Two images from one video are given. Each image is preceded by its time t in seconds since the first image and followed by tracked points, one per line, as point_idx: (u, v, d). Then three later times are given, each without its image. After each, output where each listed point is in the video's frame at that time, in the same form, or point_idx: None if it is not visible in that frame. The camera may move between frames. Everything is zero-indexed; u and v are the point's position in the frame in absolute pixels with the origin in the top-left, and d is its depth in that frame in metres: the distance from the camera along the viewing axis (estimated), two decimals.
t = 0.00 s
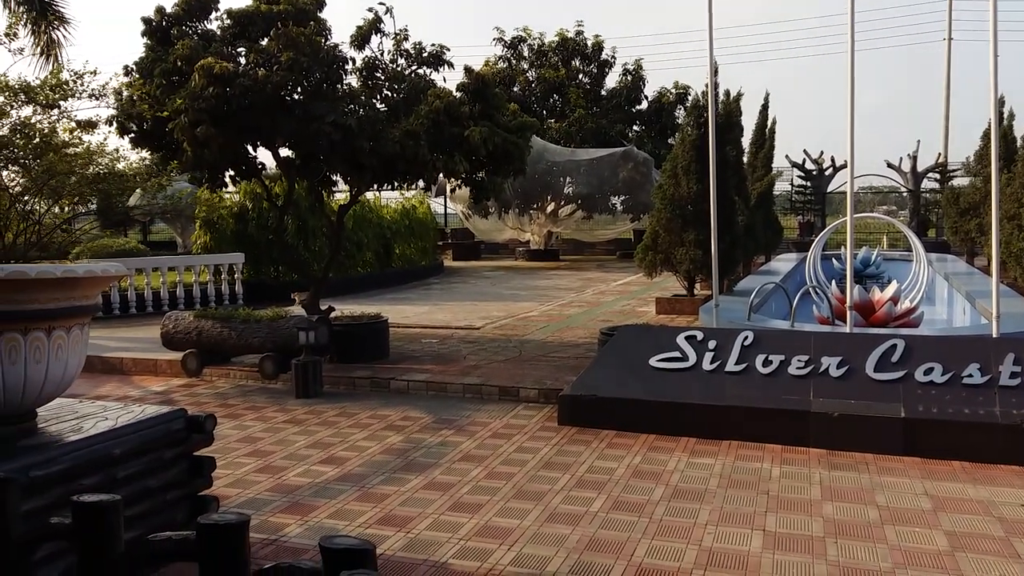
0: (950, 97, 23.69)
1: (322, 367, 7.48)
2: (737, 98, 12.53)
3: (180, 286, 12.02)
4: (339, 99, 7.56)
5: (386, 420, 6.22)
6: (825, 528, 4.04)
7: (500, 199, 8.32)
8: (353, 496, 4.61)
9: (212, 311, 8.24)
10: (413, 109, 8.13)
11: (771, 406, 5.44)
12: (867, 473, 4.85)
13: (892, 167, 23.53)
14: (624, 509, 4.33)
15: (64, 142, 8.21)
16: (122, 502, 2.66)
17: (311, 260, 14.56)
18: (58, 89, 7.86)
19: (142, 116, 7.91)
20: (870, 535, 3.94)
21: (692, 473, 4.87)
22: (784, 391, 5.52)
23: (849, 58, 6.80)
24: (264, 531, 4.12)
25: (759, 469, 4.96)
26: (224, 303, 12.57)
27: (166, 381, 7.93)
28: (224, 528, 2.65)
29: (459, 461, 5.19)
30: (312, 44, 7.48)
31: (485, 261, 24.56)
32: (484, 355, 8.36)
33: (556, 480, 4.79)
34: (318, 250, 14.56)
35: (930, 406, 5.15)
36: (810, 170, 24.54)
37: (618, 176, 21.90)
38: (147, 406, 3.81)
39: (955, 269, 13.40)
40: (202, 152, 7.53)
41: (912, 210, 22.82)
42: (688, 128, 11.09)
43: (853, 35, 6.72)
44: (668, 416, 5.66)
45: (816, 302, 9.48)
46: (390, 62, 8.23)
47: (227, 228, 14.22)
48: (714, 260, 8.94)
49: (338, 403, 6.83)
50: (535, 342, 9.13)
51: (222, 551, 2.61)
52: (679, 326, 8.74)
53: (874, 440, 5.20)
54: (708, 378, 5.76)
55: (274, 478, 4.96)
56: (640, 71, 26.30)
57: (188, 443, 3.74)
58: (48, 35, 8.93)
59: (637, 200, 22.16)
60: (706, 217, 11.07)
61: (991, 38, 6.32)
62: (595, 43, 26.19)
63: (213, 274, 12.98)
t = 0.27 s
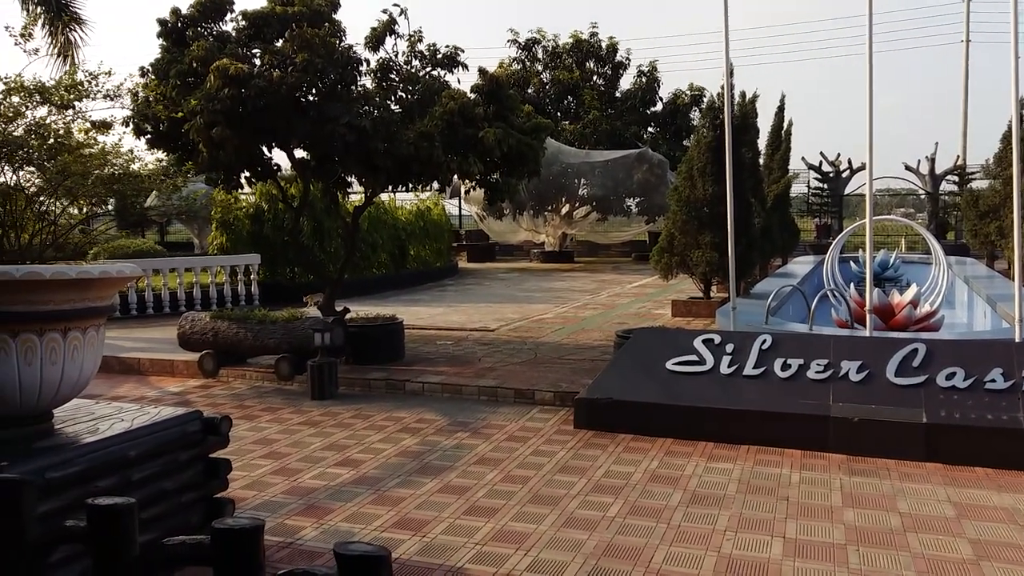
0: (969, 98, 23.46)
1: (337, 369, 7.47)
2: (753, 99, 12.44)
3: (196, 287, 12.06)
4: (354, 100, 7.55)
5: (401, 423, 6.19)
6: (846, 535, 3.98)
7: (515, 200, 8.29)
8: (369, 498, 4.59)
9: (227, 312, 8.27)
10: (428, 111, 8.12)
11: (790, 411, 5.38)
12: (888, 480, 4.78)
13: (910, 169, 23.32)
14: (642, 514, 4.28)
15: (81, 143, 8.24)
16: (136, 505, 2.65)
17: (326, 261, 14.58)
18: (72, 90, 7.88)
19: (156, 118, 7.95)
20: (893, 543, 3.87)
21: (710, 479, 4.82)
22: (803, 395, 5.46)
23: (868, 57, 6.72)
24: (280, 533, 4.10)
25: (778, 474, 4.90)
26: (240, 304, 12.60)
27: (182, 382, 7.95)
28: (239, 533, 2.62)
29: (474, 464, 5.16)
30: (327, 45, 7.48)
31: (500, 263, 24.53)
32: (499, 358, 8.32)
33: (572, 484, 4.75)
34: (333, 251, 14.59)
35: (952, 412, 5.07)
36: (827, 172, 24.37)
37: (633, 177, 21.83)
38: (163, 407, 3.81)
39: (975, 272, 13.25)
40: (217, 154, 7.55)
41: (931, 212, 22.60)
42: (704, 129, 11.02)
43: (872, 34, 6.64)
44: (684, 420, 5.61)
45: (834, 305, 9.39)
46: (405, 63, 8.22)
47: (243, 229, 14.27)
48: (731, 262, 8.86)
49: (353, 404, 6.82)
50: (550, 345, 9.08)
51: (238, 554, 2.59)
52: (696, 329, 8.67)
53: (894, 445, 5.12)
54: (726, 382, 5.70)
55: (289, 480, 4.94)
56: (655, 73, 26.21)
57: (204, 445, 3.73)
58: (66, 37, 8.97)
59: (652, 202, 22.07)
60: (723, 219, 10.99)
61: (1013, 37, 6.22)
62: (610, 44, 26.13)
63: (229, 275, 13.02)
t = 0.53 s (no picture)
0: (985, 108, 23.29)
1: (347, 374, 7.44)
2: (767, 107, 12.37)
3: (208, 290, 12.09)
4: (367, 106, 7.52)
5: (410, 430, 6.16)
6: (860, 551, 3.91)
7: (527, 207, 8.25)
8: (377, 507, 4.55)
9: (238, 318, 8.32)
10: (441, 117, 8.10)
11: (804, 423, 5.31)
12: (903, 495, 4.70)
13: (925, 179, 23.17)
14: (653, 526, 4.23)
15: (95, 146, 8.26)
16: (141, 513, 2.63)
17: (338, 266, 14.59)
18: (86, 93, 7.92)
19: (170, 123, 7.91)
20: (908, 560, 3.80)
21: (722, 491, 4.75)
22: (816, 407, 5.38)
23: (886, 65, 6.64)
24: (286, 541, 4.07)
25: (791, 488, 4.82)
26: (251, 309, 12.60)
27: (192, 386, 7.94)
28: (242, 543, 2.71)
29: (483, 473, 5.11)
30: (341, 50, 7.46)
31: (511, 269, 24.50)
32: (509, 365, 8.28)
33: (582, 495, 4.69)
34: (345, 256, 14.60)
35: (969, 426, 4.98)
36: (841, 181, 24.25)
37: (646, 185, 21.77)
38: (171, 412, 3.78)
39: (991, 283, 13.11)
40: (231, 158, 7.54)
41: (946, 222, 22.43)
42: (718, 137, 10.95)
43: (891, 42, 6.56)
44: (696, 432, 5.55)
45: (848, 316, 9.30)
46: (419, 69, 8.20)
47: (256, 233, 14.30)
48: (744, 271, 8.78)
49: (362, 410, 6.79)
50: (561, 352, 9.03)
51: (245, 563, 2.69)
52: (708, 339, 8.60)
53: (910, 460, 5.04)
54: (738, 393, 5.63)
55: (297, 486, 4.91)
56: (669, 80, 26.16)
57: (211, 451, 3.71)
58: (83, 41, 9.00)
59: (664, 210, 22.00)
60: (736, 227, 10.91)
61: None
62: (624, 51, 26.11)
63: (241, 279, 13.03)
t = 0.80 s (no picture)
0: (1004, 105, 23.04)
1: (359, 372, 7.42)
2: (783, 104, 12.26)
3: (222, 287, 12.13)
4: (380, 103, 7.48)
5: (422, 429, 6.13)
6: (878, 555, 3.85)
7: (540, 204, 8.20)
8: (388, 507, 4.53)
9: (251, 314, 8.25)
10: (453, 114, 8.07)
11: (820, 424, 5.24)
12: (921, 498, 4.63)
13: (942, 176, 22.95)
14: (667, 529, 4.17)
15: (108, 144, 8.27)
16: (149, 514, 2.62)
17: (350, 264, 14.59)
18: (97, 89, 7.91)
19: (182, 120, 7.87)
20: (927, 564, 3.74)
21: (736, 493, 4.70)
22: (833, 408, 5.31)
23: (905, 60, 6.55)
24: (296, 542, 4.04)
25: (807, 490, 4.76)
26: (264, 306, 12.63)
27: (204, 383, 7.95)
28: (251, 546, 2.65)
29: (495, 473, 5.08)
30: (354, 47, 7.44)
31: (523, 266, 24.45)
32: (521, 364, 8.24)
33: (595, 496, 4.65)
34: (358, 254, 14.60)
35: (988, 428, 4.90)
36: (856, 179, 24.05)
37: (660, 182, 21.67)
38: (182, 411, 3.77)
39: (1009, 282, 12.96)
40: (245, 155, 7.53)
41: (963, 220, 22.20)
42: (733, 134, 10.86)
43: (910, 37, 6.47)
44: (710, 432, 5.49)
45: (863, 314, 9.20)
46: (432, 66, 8.17)
47: (269, 230, 14.33)
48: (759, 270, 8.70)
49: (374, 409, 6.77)
50: (573, 351, 8.98)
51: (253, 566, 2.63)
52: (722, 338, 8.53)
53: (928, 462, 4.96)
54: (753, 394, 5.57)
55: (309, 486, 4.89)
56: (683, 77, 26.01)
57: (222, 450, 3.69)
58: (98, 37, 9.02)
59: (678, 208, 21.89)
60: (750, 225, 10.82)
61: None
62: (637, 48, 25.98)
63: (254, 276, 13.06)
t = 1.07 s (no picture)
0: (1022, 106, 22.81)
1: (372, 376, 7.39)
2: (798, 105, 12.17)
3: (236, 290, 12.16)
4: (393, 105, 7.47)
5: (436, 432, 6.10)
6: (900, 562, 3.78)
7: (554, 206, 8.16)
8: (401, 511, 4.50)
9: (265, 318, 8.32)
10: (466, 116, 8.04)
11: (838, 428, 5.17)
12: (943, 504, 4.55)
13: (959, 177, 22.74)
14: (683, 535, 4.12)
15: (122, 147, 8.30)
16: (161, 520, 2.59)
17: (364, 266, 14.60)
18: (110, 93, 7.97)
19: (196, 123, 7.96)
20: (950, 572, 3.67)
21: (753, 499, 4.64)
22: (851, 413, 5.24)
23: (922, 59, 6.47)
24: (310, 546, 4.02)
25: (825, 496, 4.69)
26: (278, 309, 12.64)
27: (218, 386, 7.96)
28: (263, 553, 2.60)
29: (509, 477, 5.04)
30: (367, 50, 7.43)
31: (537, 269, 24.40)
32: (535, 367, 8.19)
33: (610, 502, 4.60)
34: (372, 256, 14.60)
35: (1010, 433, 4.81)
36: (872, 180, 23.87)
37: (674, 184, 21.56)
38: (195, 415, 3.75)
39: None
40: (258, 158, 7.53)
41: (980, 222, 21.98)
42: (748, 135, 10.79)
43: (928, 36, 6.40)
44: (727, 437, 5.43)
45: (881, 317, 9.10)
46: (445, 68, 8.15)
47: (283, 233, 14.36)
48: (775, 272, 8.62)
49: (388, 412, 6.74)
50: (587, 354, 8.93)
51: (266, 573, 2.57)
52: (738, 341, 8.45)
53: (949, 467, 4.87)
54: (770, 398, 5.51)
55: (322, 490, 4.87)
56: (697, 79, 25.91)
57: (234, 454, 3.67)
58: (112, 41, 9.07)
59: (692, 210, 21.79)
60: (766, 227, 10.73)
61: None
62: (651, 49, 25.90)
63: (268, 279, 13.08)
